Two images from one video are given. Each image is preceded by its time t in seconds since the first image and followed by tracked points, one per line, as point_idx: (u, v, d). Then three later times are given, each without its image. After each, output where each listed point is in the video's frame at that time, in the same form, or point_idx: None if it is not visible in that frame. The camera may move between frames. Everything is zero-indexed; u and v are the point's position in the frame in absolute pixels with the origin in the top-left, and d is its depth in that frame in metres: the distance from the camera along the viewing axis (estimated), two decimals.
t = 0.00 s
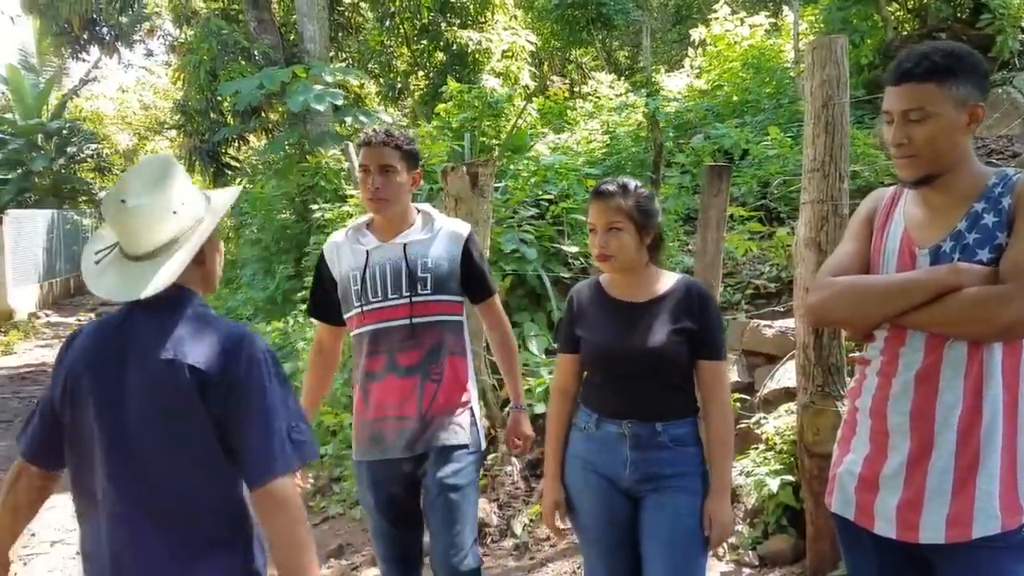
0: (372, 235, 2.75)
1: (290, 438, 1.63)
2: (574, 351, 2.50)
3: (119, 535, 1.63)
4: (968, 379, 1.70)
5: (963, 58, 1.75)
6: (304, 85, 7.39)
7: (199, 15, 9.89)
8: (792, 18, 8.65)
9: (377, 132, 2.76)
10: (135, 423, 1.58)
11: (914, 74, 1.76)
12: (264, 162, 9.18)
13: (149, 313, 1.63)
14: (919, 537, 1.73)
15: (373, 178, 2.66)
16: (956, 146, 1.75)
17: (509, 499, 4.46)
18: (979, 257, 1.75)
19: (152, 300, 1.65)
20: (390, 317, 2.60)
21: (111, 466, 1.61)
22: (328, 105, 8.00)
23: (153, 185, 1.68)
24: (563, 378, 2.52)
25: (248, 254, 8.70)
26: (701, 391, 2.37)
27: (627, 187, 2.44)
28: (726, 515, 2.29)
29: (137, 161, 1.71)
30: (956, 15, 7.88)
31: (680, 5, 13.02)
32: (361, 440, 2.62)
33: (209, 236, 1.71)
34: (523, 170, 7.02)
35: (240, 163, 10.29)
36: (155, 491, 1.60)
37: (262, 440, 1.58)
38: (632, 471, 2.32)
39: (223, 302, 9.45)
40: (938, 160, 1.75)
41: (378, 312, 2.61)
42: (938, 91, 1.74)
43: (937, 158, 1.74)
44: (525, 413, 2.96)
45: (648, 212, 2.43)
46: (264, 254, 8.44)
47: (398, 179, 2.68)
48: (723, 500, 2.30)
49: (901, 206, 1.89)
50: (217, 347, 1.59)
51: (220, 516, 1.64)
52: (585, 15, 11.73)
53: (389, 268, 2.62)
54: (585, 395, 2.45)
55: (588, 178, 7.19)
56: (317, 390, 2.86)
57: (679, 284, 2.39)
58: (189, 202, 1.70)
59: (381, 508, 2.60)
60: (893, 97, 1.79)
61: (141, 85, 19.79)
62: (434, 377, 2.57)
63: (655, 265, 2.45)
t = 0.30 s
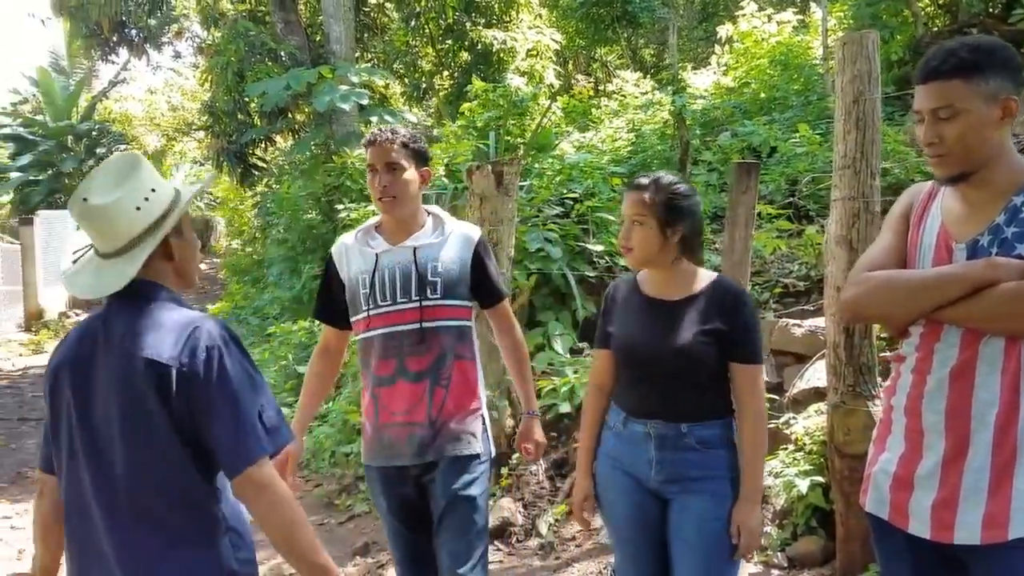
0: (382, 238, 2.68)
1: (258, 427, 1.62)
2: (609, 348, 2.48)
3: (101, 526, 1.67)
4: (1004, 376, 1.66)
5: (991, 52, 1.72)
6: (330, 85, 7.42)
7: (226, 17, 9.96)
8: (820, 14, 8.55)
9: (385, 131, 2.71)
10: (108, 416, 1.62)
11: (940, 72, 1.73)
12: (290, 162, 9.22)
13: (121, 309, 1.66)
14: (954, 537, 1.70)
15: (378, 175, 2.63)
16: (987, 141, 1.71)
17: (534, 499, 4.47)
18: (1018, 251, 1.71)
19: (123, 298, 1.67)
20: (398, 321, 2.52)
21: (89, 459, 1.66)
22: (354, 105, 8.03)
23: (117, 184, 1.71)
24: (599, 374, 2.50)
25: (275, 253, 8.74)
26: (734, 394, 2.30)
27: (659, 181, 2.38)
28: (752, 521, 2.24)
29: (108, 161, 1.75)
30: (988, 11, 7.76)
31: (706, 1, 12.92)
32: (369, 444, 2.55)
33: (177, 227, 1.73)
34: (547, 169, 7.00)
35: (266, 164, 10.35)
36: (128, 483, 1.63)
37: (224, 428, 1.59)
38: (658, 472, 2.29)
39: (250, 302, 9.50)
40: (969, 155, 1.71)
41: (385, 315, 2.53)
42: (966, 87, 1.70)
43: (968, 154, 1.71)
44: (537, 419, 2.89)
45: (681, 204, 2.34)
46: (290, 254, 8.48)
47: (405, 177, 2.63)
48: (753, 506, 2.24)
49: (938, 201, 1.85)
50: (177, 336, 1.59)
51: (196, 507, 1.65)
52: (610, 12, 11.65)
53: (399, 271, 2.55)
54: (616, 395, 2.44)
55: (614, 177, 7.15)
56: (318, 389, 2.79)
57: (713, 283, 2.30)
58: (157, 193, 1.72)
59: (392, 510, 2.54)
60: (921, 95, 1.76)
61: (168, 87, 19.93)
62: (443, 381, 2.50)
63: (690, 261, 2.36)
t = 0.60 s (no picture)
0: (401, 238, 2.67)
1: (276, 438, 1.53)
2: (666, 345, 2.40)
3: (117, 538, 1.63)
4: None
5: None
6: (350, 84, 7.44)
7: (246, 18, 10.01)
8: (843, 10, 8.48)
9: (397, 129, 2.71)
10: (123, 424, 1.58)
11: (968, 62, 1.72)
12: (310, 162, 9.26)
13: (139, 313, 1.61)
14: (982, 536, 1.67)
15: (395, 177, 2.63)
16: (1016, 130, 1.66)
17: (555, 498, 4.46)
18: None
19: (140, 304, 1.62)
20: (419, 320, 2.51)
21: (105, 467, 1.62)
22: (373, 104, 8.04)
23: (135, 184, 1.64)
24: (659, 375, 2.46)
25: (295, 252, 8.77)
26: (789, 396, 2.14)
27: (713, 170, 2.28)
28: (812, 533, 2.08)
29: (123, 159, 1.68)
30: (1014, 6, 7.66)
31: None
32: (388, 445, 2.53)
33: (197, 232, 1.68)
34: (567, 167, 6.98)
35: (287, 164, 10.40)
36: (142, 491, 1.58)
37: (237, 440, 1.51)
38: (710, 476, 2.20)
39: (271, 301, 9.54)
40: (995, 146, 1.67)
41: (407, 315, 2.52)
42: (993, 76, 1.68)
43: (994, 144, 1.67)
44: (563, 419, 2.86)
45: (735, 195, 2.23)
46: (310, 253, 8.51)
47: (421, 176, 2.62)
48: (811, 515, 2.09)
49: (982, 193, 1.81)
50: (189, 343, 1.53)
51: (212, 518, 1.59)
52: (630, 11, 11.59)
53: (420, 270, 2.54)
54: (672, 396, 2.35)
55: (635, 175, 7.12)
56: (352, 398, 2.81)
57: (768, 279, 2.15)
58: (176, 196, 1.66)
59: (412, 512, 2.53)
60: (953, 85, 1.75)
61: (189, 88, 20.05)
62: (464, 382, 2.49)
63: (745, 256, 2.23)
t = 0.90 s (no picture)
0: (426, 237, 2.67)
1: (310, 454, 1.51)
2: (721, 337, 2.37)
3: (146, 540, 1.64)
4: None
5: None
6: (369, 84, 7.45)
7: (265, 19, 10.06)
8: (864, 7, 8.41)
9: (418, 131, 2.71)
10: (158, 427, 1.59)
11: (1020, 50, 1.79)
12: (329, 161, 9.30)
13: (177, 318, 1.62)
14: (1013, 534, 1.68)
15: (421, 179, 2.63)
16: None
17: (573, 497, 4.46)
18: None
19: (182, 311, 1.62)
20: (444, 319, 2.52)
21: (137, 469, 1.63)
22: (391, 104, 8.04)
23: (182, 191, 1.62)
24: (711, 370, 2.43)
25: (315, 251, 8.80)
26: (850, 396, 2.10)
27: (773, 160, 2.22)
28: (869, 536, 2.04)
29: (166, 161, 1.65)
30: None
31: None
32: (413, 445, 2.53)
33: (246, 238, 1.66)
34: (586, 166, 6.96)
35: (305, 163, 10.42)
36: (177, 493, 1.59)
37: (272, 455, 1.50)
38: (763, 478, 2.18)
39: (291, 300, 9.57)
40: None
41: (432, 314, 2.53)
42: None
43: None
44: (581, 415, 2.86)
45: (794, 187, 2.17)
46: (329, 252, 8.55)
47: (445, 177, 2.63)
48: (861, 517, 2.04)
49: None
50: (229, 353, 1.52)
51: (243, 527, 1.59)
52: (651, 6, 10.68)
53: (444, 270, 2.54)
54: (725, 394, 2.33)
55: (653, 174, 7.09)
56: (377, 395, 2.84)
57: (830, 274, 2.10)
58: (224, 202, 1.64)
59: (437, 511, 2.53)
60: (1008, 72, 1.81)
61: (208, 88, 20.13)
62: (490, 380, 2.48)
63: (807, 248, 2.18)
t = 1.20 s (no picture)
0: (445, 238, 2.68)
1: (342, 463, 1.52)
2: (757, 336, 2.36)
3: (173, 540, 1.65)
4: None
5: None
6: (386, 84, 7.47)
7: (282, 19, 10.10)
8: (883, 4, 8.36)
9: (437, 134, 2.73)
10: (191, 428, 1.61)
11: None
12: (346, 161, 9.34)
13: (215, 321, 1.64)
14: None
15: (442, 181, 2.64)
16: None
17: (590, 497, 4.45)
18: None
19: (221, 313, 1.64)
20: (464, 320, 2.52)
21: (170, 472, 1.64)
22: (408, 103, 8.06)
23: (224, 186, 1.67)
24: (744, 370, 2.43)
25: (332, 251, 8.83)
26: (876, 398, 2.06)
27: (811, 156, 2.20)
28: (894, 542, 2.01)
29: (210, 161, 1.71)
30: None
31: None
32: (434, 445, 2.54)
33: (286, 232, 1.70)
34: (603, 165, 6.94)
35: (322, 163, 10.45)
36: (207, 495, 1.61)
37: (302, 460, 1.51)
38: (791, 478, 2.19)
39: (308, 300, 9.60)
40: None
41: (452, 315, 2.54)
42: None
43: None
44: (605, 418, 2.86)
45: (833, 185, 2.14)
46: (346, 252, 8.58)
47: (466, 179, 2.65)
48: (884, 521, 2.01)
49: None
50: (266, 360, 1.54)
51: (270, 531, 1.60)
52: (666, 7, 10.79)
53: (464, 271, 2.55)
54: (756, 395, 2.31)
55: (671, 173, 7.07)
56: (390, 392, 2.86)
57: (864, 275, 2.07)
58: (264, 197, 1.68)
59: (457, 510, 2.53)
60: None
61: (227, 89, 20.24)
62: (509, 381, 2.48)
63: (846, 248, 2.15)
